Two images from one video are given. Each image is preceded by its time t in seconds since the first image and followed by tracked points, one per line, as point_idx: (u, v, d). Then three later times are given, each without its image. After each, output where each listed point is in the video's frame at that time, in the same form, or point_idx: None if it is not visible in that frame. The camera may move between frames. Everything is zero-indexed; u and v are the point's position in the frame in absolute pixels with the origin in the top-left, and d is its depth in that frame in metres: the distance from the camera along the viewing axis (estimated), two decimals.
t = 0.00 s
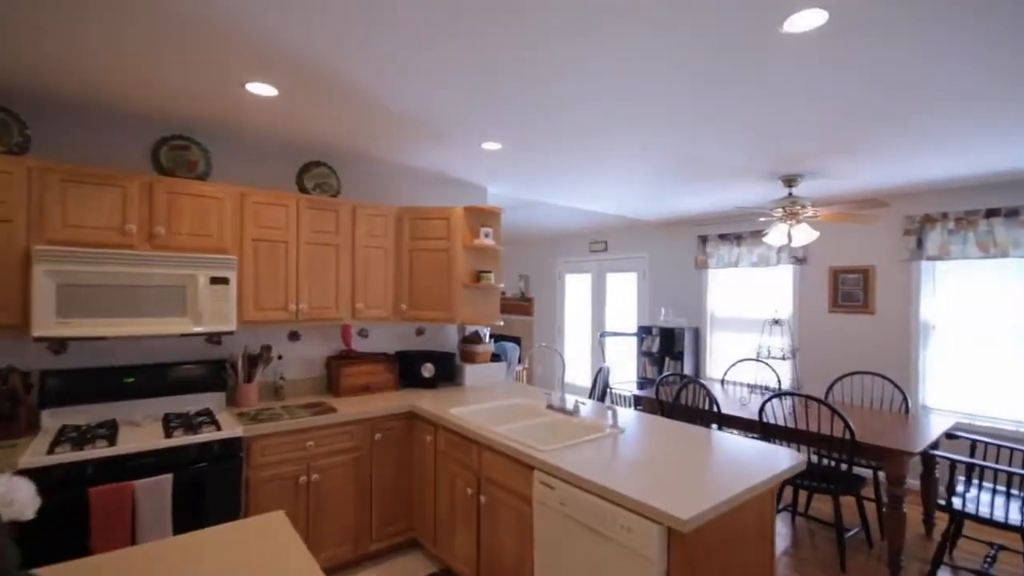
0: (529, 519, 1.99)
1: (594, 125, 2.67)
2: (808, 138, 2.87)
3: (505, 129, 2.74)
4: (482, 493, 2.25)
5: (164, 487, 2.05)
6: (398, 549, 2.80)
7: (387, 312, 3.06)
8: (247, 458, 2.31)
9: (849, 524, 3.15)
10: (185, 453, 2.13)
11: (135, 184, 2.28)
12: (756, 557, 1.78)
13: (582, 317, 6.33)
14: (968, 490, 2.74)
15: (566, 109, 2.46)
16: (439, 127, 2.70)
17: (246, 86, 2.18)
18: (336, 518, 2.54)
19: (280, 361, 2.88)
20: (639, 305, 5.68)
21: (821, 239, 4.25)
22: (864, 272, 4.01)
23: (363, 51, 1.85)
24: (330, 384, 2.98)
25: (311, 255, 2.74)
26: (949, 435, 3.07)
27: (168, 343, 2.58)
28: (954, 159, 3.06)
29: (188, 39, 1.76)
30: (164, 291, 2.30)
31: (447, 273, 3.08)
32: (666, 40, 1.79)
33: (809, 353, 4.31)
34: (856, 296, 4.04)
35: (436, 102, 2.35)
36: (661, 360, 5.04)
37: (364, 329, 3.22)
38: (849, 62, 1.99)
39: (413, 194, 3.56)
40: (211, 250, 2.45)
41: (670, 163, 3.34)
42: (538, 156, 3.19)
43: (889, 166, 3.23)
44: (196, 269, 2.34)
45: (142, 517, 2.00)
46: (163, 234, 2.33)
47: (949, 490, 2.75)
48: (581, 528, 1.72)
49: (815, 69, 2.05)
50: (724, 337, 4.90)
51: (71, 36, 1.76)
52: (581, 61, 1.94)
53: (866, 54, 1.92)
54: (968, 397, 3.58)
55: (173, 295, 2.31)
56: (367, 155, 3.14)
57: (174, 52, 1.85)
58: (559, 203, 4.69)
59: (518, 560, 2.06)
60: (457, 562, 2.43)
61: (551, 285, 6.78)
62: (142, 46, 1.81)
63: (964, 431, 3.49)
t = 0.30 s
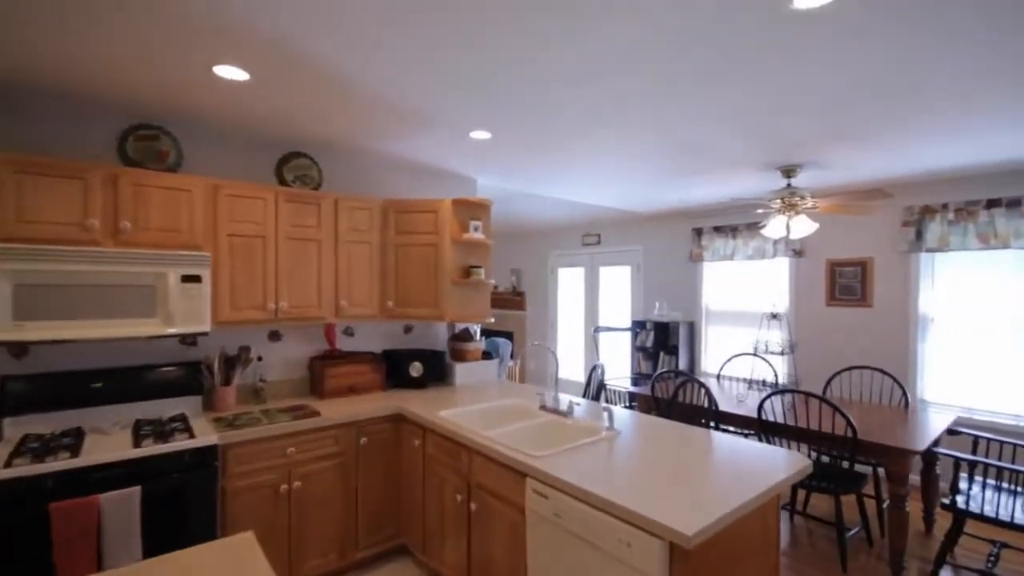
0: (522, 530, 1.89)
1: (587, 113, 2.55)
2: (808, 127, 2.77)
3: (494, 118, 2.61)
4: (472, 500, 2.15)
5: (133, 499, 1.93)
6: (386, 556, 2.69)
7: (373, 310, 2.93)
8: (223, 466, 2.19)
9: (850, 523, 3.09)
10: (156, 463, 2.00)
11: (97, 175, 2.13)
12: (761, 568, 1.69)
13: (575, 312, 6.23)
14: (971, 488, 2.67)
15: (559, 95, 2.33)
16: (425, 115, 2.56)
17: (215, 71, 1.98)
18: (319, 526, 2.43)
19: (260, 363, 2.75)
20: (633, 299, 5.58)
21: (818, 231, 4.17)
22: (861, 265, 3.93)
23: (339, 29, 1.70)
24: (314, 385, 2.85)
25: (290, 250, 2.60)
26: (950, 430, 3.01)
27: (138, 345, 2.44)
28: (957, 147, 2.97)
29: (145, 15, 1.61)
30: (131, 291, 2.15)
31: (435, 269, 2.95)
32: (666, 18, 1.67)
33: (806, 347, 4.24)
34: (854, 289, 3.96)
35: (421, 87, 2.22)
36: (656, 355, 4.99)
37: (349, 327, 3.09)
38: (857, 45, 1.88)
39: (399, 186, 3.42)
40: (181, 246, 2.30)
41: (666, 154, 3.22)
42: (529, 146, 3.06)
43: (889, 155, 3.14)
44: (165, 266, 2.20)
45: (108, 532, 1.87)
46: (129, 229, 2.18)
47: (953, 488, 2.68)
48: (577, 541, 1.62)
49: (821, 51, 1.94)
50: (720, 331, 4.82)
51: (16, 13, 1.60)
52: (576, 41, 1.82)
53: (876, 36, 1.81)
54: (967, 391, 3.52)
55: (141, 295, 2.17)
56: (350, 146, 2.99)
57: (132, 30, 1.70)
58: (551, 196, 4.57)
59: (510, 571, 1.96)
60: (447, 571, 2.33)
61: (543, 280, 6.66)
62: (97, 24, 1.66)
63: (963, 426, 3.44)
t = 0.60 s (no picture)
0: (512, 543, 1.79)
1: (578, 106, 2.44)
2: (805, 119, 2.69)
3: (481, 110, 2.49)
4: (460, 510, 2.04)
5: (96, 517, 1.80)
6: (371, 567, 2.58)
7: (356, 310, 2.80)
8: (195, 479, 2.06)
9: (846, 522, 3.04)
10: (122, 478, 1.87)
11: (53, 170, 1.98)
12: None
13: (566, 309, 6.13)
14: (970, 487, 2.64)
15: (548, 87, 2.22)
16: (407, 107, 2.44)
17: (175, 53, 1.83)
18: (300, 538, 2.31)
19: (236, 367, 2.62)
20: (624, 295, 5.51)
21: (811, 225, 4.11)
22: (854, 258, 3.88)
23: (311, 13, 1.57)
24: (294, 390, 2.72)
25: (266, 249, 2.46)
26: (947, 427, 2.97)
27: (103, 351, 2.30)
28: (954, 139, 2.92)
29: None
30: (93, 294, 2.01)
31: (420, 267, 2.83)
32: (663, 4, 1.57)
33: (799, 342, 4.19)
34: (847, 283, 3.91)
35: (402, 77, 2.09)
36: (648, 351, 4.91)
37: (332, 328, 2.96)
38: (861, 34, 1.79)
39: (383, 181, 3.29)
40: (148, 245, 2.16)
41: (658, 147, 3.12)
42: (517, 140, 2.95)
43: (885, 147, 3.07)
44: (129, 267, 2.06)
45: (68, 554, 1.74)
46: (89, 227, 2.04)
47: (953, 487, 2.64)
48: (571, 556, 1.53)
49: (824, 41, 1.85)
50: (712, 327, 4.76)
51: None
52: (567, 28, 1.71)
53: (883, 24, 1.72)
54: (961, 385, 3.49)
55: (103, 297, 2.03)
56: (330, 140, 2.85)
57: (83, 14, 1.56)
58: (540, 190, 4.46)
59: None
60: None
61: (533, 276, 6.55)
62: (42, 8, 1.52)
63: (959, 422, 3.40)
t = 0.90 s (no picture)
0: (509, 561, 1.69)
1: (574, 100, 2.34)
2: (810, 113, 2.59)
3: (474, 104, 2.39)
4: (455, 524, 1.95)
5: (69, 537, 1.69)
6: None
7: (346, 314, 2.69)
8: (177, 494, 1.96)
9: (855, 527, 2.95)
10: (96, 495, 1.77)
11: (21, 169, 1.87)
12: None
13: (564, 309, 6.03)
14: (984, 491, 2.56)
15: (544, 80, 2.12)
16: (397, 102, 2.34)
17: (146, 43, 1.72)
18: (289, 553, 2.21)
19: (221, 374, 2.51)
20: (623, 294, 5.41)
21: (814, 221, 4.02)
22: (859, 255, 3.79)
23: None
24: (283, 397, 2.62)
25: (251, 251, 2.36)
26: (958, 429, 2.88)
27: (80, 359, 2.19)
28: (962, 132, 2.83)
29: None
30: (65, 300, 1.90)
31: (412, 268, 2.73)
32: None
33: (802, 341, 4.10)
34: (851, 281, 3.82)
35: (390, 70, 1.99)
36: (648, 351, 4.82)
37: (322, 333, 2.86)
38: (874, 22, 1.70)
39: (374, 179, 3.18)
40: (125, 249, 2.05)
41: (658, 143, 3.03)
42: (512, 136, 2.84)
43: (892, 140, 2.98)
44: (103, 271, 1.95)
45: None
46: (61, 229, 1.93)
47: (967, 492, 2.55)
48: None
49: (835, 30, 1.76)
50: (713, 326, 4.67)
51: None
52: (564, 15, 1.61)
53: (898, 11, 1.62)
54: (970, 385, 3.41)
55: (76, 304, 1.92)
56: (318, 137, 2.75)
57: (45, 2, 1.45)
58: (537, 188, 4.36)
59: None
60: None
61: (531, 276, 6.45)
62: None
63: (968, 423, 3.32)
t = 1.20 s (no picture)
0: None
1: (570, 92, 2.22)
2: (817, 104, 2.47)
3: (465, 98, 2.27)
4: (447, 542, 1.83)
5: (32, 560, 1.58)
6: None
7: (334, 317, 2.58)
8: (153, 511, 1.84)
9: (867, 535, 2.84)
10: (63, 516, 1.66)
11: None
12: None
13: (563, 309, 5.92)
14: (1001, 496, 2.45)
15: (538, 71, 2.00)
16: (383, 95, 2.22)
17: (109, 31, 1.60)
18: (273, 570, 2.10)
19: (203, 382, 2.40)
20: (623, 294, 5.30)
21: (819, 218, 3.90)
22: (865, 252, 3.68)
23: None
24: (269, 404, 2.50)
25: (232, 253, 2.25)
26: (973, 432, 2.77)
27: (50, 368, 2.08)
28: (975, 123, 2.71)
29: None
30: (31, 306, 1.78)
31: (403, 269, 2.61)
32: None
33: (808, 341, 3.99)
34: (858, 279, 3.71)
35: (373, 61, 1.87)
36: (649, 352, 4.71)
37: (310, 337, 2.74)
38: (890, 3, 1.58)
39: (363, 177, 3.07)
40: (96, 252, 1.93)
41: (659, 137, 2.91)
42: (506, 132, 2.74)
43: (901, 133, 2.87)
44: (71, 276, 1.83)
45: None
46: (26, 231, 1.81)
47: (985, 499, 2.43)
48: None
49: (848, 13, 1.64)
50: (715, 326, 4.55)
51: None
52: None
53: None
54: (982, 385, 3.30)
55: (43, 311, 1.80)
56: (303, 132, 2.63)
57: None
58: (535, 186, 4.24)
59: None
60: None
61: (529, 276, 6.34)
62: None
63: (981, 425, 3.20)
